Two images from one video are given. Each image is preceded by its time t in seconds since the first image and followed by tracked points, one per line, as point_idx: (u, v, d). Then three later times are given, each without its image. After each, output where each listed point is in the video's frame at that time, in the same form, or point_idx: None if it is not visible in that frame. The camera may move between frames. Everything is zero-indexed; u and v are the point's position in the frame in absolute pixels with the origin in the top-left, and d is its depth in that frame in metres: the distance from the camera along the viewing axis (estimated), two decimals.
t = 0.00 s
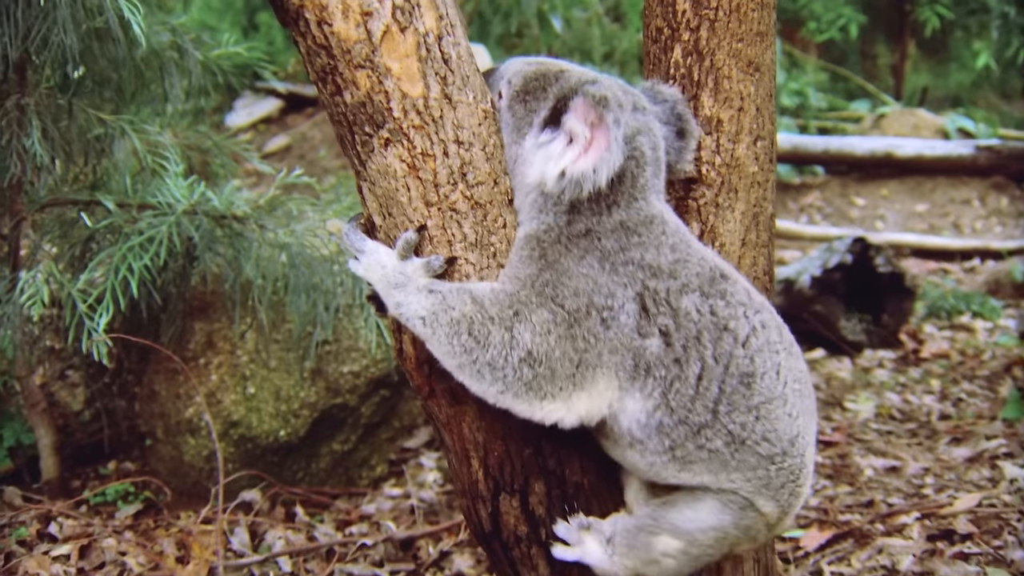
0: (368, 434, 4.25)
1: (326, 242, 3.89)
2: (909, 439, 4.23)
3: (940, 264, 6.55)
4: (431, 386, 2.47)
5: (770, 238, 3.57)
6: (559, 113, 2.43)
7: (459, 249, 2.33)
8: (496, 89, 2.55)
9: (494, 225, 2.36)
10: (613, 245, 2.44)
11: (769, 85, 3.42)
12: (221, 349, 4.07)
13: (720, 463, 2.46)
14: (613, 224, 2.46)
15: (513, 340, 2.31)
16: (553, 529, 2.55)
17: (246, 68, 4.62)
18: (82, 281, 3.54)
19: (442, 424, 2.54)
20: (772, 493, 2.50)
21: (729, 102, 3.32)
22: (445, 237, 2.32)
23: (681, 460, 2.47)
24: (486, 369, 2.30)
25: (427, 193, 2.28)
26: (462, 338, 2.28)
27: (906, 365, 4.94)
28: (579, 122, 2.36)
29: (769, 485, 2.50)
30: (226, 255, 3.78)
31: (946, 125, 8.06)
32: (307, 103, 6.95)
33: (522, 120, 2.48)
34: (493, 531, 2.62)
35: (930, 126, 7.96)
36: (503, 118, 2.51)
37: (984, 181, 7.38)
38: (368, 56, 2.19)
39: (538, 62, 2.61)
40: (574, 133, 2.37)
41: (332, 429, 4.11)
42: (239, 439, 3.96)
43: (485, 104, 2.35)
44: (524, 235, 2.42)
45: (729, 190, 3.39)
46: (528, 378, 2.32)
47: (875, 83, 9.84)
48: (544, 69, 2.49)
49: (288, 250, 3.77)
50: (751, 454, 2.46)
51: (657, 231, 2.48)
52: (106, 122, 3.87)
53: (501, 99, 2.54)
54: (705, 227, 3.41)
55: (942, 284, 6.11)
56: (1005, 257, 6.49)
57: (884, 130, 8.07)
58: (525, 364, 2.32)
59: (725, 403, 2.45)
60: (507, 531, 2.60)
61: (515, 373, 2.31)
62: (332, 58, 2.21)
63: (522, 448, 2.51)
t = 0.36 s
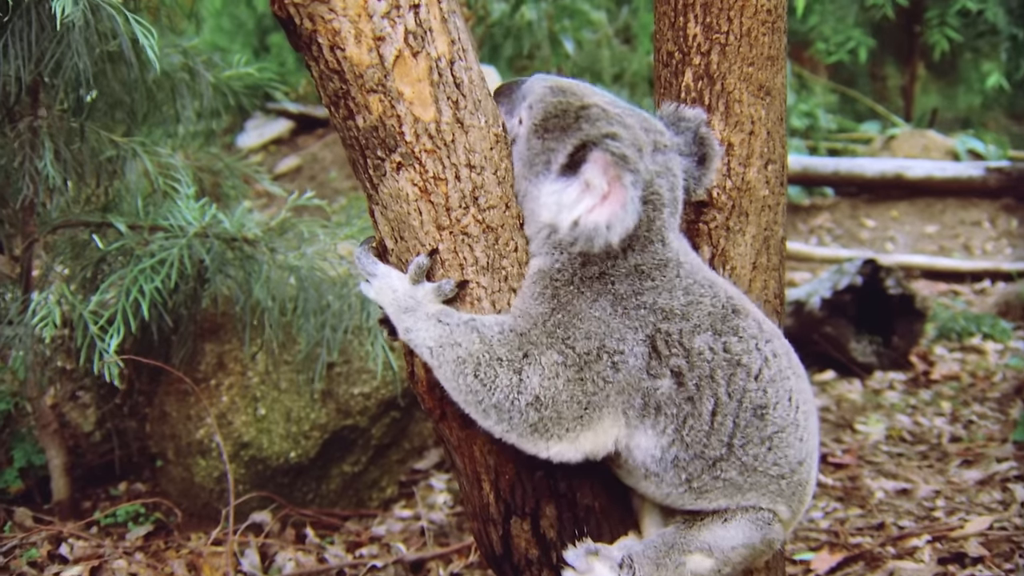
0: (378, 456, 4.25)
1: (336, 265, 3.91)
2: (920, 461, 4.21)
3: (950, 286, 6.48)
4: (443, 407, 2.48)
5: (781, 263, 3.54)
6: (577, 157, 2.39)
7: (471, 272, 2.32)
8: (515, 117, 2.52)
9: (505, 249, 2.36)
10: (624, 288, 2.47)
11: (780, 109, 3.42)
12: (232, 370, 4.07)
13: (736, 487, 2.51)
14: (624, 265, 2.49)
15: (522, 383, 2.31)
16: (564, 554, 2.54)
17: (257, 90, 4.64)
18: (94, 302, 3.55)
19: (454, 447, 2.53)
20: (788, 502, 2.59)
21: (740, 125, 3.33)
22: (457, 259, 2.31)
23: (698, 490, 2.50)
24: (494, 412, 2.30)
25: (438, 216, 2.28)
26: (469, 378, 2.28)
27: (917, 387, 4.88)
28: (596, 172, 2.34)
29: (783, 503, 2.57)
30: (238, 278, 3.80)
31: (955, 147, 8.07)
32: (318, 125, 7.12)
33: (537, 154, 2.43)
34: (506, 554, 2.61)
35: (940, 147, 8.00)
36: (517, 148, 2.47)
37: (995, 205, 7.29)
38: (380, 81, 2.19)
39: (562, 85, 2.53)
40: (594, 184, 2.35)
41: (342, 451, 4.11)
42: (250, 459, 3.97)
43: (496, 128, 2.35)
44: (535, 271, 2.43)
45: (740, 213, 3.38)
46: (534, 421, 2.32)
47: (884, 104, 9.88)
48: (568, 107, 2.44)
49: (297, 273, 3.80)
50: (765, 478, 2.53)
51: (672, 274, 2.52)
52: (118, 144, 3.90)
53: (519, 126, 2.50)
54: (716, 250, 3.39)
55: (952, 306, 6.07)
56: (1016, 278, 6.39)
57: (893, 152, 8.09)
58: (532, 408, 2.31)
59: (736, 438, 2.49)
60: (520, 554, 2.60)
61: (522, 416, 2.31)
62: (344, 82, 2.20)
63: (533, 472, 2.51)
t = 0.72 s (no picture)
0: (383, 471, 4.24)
1: (341, 279, 3.91)
2: (926, 476, 4.17)
3: (956, 300, 6.45)
4: (450, 423, 2.45)
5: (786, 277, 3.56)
6: (630, 156, 2.47)
7: (477, 288, 2.30)
8: (552, 91, 2.58)
9: (511, 264, 2.34)
10: (632, 267, 2.49)
11: (786, 124, 3.42)
12: (238, 385, 4.10)
13: (745, 460, 2.48)
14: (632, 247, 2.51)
15: (541, 369, 2.33)
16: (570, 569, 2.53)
17: (265, 104, 4.66)
18: (101, 316, 3.57)
19: (460, 462, 2.50)
20: (797, 491, 2.55)
21: (746, 140, 3.32)
22: (463, 274, 2.29)
23: (709, 463, 2.49)
24: (516, 398, 2.31)
25: (445, 232, 2.26)
26: (488, 369, 2.29)
27: (923, 402, 4.84)
28: (649, 172, 2.41)
29: (791, 486, 2.53)
30: (244, 292, 3.81)
31: (962, 161, 8.05)
32: (324, 138, 7.19)
33: (576, 142, 2.54)
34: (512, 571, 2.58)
35: (945, 161, 7.98)
36: (556, 128, 2.56)
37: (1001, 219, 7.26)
38: (386, 97, 2.17)
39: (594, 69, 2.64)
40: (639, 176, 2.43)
41: (348, 465, 4.11)
42: (255, 474, 3.97)
43: (503, 144, 2.34)
44: (545, 259, 2.45)
45: (745, 228, 3.38)
46: (558, 405, 2.33)
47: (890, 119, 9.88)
48: (615, 97, 2.54)
49: (302, 287, 3.79)
50: (773, 445, 2.51)
51: (677, 258, 2.55)
52: (125, 159, 3.92)
53: (552, 105, 2.58)
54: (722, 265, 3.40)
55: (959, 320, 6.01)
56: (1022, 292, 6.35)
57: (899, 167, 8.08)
58: (554, 391, 2.33)
59: (745, 409, 2.49)
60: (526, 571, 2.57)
61: (546, 401, 2.33)
62: (351, 98, 2.18)
63: (540, 486, 2.48)
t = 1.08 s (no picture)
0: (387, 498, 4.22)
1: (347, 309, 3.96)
2: (931, 503, 4.12)
3: (960, 328, 6.29)
4: (455, 453, 2.47)
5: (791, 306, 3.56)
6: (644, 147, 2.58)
7: (482, 317, 2.35)
8: (557, 91, 2.63)
9: (514, 293, 2.41)
10: (626, 253, 2.57)
11: (790, 155, 3.43)
12: (243, 413, 4.11)
13: (721, 455, 2.52)
14: (626, 239, 2.59)
15: (544, 364, 2.34)
16: None
17: (270, 131, 4.70)
18: (106, 344, 3.56)
19: (464, 493, 2.51)
20: (776, 485, 2.53)
21: (750, 170, 3.34)
22: (468, 303, 2.35)
23: (689, 450, 2.52)
24: (529, 396, 2.31)
25: (449, 262, 2.30)
26: (496, 375, 2.30)
27: (928, 429, 4.77)
28: (670, 158, 2.52)
29: (769, 478, 2.53)
30: (249, 321, 3.82)
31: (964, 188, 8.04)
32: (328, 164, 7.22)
33: (591, 140, 2.63)
34: None
35: (949, 189, 7.96)
36: (566, 131, 2.64)
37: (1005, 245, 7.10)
38: (392, 128, 2.23)
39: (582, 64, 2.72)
40: (660, 167, 2.54)
41: (352, 493, 4.09)
42: (260, 501, 3.98)
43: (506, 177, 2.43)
44: (544, 257, 2.51)
45: (750, 257, 3.39)
46: (568, 397, 2.34)
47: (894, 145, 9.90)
48: (617, 93, 2.65)
49: (309, 319, 3.83)
50: (748, 434, 2.51)
51: (669, 243, 2.63)
52: (131, 187, 3.93)
53: (557, 108, 2.63)
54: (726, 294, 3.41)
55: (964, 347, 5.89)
56: None
57: (903, 193, 8.07)
58: (562, 384, 2.34)
59: (731, 388, 2.51)
60: None
61: (556, 394, 2.33)
62: (357, 128, 2.23)
63: (545, 516, 2.48)
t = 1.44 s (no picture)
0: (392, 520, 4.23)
1: (351, 330, 3.94)
2: (936, 526, 4.09)
3: (964, 349, 6.18)
4: (460, 477, 2.38)
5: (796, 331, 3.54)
6: (631, 124, 2.53)
7: (487, 341, 2.27)
8: (540, 90, 2.46)
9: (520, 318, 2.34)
10: (625, 239, 2.45)
11: (795, 179, 3.43)
12: (247, 435, 4.12)
13: (704, 454, 2.46)
14: (623, 225, 2.47)
15: (551, 368, 2.26)
16: None
17: (274, 152, 4.75)
18: (111, 365, 3.58)
19: (469, 516, 2.43)
20: (759, 483, 2.48)
21: (755, 194, 3.32)
22: (473, 328, 2.28)
23: (671, 445, 2.46)
24: (542, 403, 2.23)
25: (454, 286, 2.25)
26: (507, 385, 2.21)
27: (932, 451, 4.76)
28: (658, 129, 2.50)
29: (749, 478, 2.48)
30: (254, 342, 3.82)
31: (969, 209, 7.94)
32: (333, 185, 7.33)
33: (586, 130, 2.50)
34: None
35: (953, 210, 7.90)
36: (561, 127, 2.48)
37: (1011, 267, 6.95)
38: (398, 152, 2.19)
39: (549, 55, 2.56)
40: (656, 140, 2.50)
41: (356, 515, 4.10)
42: (264, 523, 3.97)
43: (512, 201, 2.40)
44: (546, 253, 2.40)
45: (754, 281, 3.38)
46: (579, 398, 2.27)
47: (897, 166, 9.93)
48: (596, 77, 2.52)
49: (315, 339, 3.84)
50: (730, 433, 2.46)
51: (665, 222, 2.54)
52: (136, 209, 3.95)
53: (543, 106, 2.46)
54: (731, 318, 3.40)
55: (969, 368, 5.80)
56: None
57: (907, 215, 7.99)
58: (571, 385, 2.27)
59: (722, 386, 2.46)
60: None
61: (568, 396, 2.26)
62: (363, 153, 2.20)
63: (549, 539, 2.39)
